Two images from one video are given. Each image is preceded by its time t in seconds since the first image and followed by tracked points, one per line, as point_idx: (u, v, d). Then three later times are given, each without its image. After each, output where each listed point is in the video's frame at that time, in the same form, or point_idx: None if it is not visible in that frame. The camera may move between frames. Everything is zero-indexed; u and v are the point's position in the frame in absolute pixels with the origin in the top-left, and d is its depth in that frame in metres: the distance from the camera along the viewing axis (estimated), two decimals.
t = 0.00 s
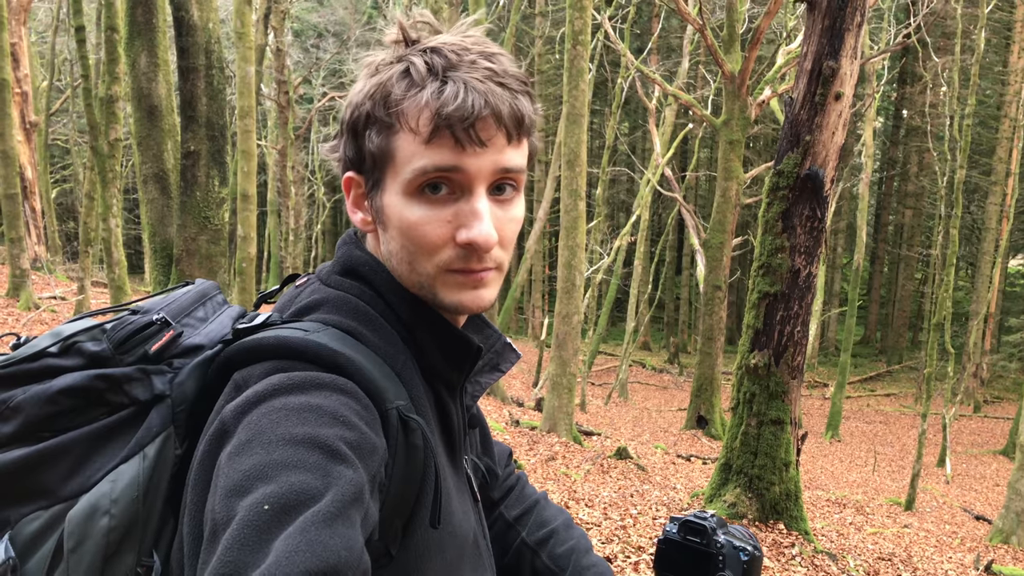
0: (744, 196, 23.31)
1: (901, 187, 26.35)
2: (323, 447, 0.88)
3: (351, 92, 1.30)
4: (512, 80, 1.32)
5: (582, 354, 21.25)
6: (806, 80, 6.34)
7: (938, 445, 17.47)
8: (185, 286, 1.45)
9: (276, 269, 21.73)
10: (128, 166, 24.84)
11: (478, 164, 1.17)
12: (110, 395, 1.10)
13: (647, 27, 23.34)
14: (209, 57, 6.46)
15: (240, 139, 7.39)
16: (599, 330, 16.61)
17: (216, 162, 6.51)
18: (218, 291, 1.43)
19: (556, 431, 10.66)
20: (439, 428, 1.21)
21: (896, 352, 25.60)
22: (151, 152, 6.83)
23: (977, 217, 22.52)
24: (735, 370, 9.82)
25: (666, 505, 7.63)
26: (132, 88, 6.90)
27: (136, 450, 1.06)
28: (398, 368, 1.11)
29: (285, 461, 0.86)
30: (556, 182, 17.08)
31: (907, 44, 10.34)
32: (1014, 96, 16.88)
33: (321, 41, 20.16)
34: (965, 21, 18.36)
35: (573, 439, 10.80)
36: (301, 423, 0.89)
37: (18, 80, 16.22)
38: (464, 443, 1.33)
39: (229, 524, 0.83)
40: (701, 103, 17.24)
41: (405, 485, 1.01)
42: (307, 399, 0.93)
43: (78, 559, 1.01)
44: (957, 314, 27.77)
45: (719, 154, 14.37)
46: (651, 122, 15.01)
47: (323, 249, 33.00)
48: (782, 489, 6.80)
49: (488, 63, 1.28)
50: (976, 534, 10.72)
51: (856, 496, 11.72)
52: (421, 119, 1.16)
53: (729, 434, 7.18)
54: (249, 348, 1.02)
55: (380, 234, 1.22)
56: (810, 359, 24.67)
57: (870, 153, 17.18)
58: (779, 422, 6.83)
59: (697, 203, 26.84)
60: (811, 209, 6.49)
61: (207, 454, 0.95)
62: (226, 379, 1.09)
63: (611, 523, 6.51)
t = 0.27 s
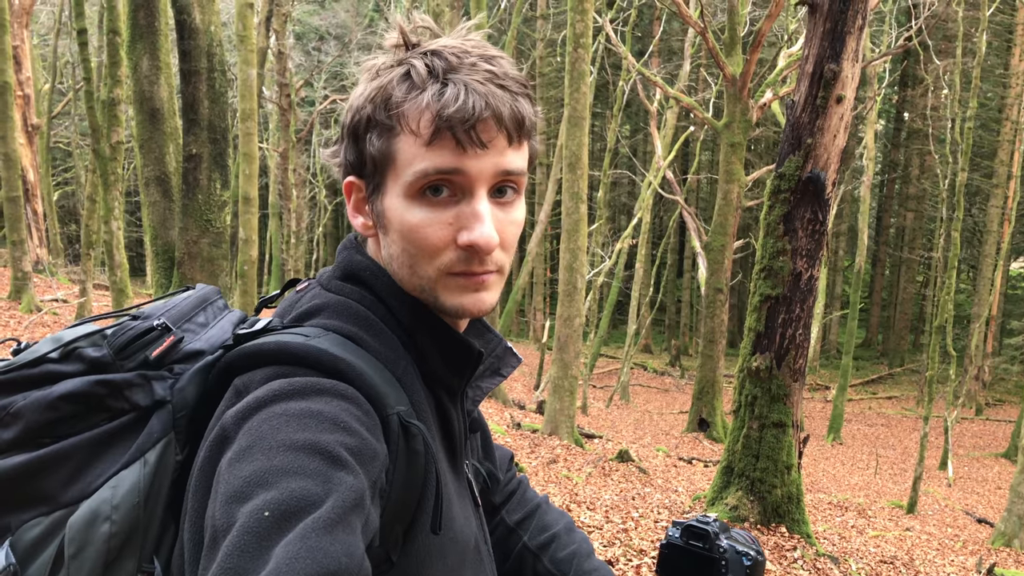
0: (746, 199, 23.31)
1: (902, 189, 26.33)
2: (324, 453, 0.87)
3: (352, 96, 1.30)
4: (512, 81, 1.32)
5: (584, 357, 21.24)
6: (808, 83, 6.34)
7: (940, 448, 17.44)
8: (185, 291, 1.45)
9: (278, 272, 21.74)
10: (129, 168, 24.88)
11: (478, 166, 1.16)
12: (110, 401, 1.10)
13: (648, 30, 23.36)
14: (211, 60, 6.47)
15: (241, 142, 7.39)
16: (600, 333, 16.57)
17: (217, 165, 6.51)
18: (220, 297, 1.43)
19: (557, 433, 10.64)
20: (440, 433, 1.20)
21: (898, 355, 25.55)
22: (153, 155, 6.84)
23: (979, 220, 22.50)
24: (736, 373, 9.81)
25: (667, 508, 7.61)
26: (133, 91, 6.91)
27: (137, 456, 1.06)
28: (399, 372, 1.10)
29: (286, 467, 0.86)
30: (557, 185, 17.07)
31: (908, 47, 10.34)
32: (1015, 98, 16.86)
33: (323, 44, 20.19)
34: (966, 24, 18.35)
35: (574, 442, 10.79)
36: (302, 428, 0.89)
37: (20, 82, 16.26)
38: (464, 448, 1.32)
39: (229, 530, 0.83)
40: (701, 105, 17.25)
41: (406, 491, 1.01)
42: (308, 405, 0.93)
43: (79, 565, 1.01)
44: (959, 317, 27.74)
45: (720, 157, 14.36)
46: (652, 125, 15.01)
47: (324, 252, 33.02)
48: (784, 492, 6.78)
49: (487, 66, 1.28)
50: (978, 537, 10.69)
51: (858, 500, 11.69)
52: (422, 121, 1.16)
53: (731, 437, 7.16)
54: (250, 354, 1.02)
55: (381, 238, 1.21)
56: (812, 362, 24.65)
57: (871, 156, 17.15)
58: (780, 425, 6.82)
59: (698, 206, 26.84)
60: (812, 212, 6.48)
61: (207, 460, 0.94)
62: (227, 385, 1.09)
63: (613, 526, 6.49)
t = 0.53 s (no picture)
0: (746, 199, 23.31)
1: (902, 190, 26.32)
2: (329, 456, 0.87)
3: (354, 97, 1.29)
4: (515, 83, 1.32)
5: (584, 357, 21.25)
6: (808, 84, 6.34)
7: (940, 449, 17.44)
8: (188, 293, 1.45)
9: (278, 272, 21.73)
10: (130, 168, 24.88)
11: (482, 167, 1.16)
12: (115, 405, 1.10)
13: (648, 31, 23.36)
14: (212, 60, 6.47)
15: (242, 142, 7.39)
16: (600, 333, 16.55)
17: (219, 165, 6.52)
18: (222, 299, 1.42)
19: (557, 434, 10.65)
20: (444, 436, 1.20)
21: (898, 355, 25.56)
22: (154, 155, 6.84)
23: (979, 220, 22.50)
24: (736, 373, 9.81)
25: (668, 509, 7.61)
26: (134, 91, 6.90)
27: (141, 459, 1.06)
28: (403, 376, 1.10)
29: (290, 471, 0.86)
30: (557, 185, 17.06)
31: (909, 47, 10.34)
32: (1016, 99, 16.86)
33: (323, 44, 20.19)
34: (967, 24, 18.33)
35: (574, 442, 10.79)
36: (306, 432, 0.89)
37: (21, 82, 16.27)
38: (468, 451, 1.32)
39: (234, 534, 0.83)
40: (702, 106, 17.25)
41: (411, 493, 1.01)
42: (311, 409, 0.92)
43: (83, 569, 1.01)
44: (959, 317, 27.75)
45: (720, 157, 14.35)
46: (652, 125, 15.00)
47: (325, 253, 32.96)
48: (785, 493, 6.78)
49: (490, 67, 1.28)
50: (978, 538, 10.69)
51: (858, 500, 11.69)
52: (426, 123, 1.16)
53: (731, 437, 7.17)
54: (255, 356, 1.02)
55: (384, 241, 1.21)
56: (812, 362, 24.66)
57: (871, 156, 17.14)
58: (781, 426, 6.82)
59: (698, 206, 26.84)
60: (813, 213, 6.48)
61: (211, 464, 0.94)
62: (231, 388, 1.08)
63: (613, 527, 6.49)
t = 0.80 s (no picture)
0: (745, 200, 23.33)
1: (901, 190, 26.33)
2: (332, 455, 0.88)
3: (360, 96, 1.29)
4: (523, 83, 1.32)
5: (583, 357, 21.26)
6: (808, 85, 6.35)
7: (938, 449, 17.46)
8: (191, 292, 1.45)
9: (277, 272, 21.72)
10: (129, 168, 24.87)
11: (492, 168, 1.17)
12: (118, 404, 1.11)
13: (648, 31, 23.36)
14: (212, 60, 6.47)
15: (242, 142, 7.39)
16: (599, 333, 16.52)
17: (218, 165, 6.51)
18: (225, 299, 1.43)
19: (556, 434, 10.65)
20: (446, 435, 1.20)
21: (896, 356, 25.60)
22: (154, 155, 6.83)
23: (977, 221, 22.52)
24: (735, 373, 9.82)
25: (666, 509, 7.62)
26: (134, 90, 6.90)
27: (145, 458, 1.06)
28: (406, 375, 1.11)
29: (294, 469, 0.86)
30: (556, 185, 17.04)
31: (908, 48, 10.34)
32: (1015, 100, 16.88)
33: (323, 44, 20.18)
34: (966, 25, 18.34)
35: (573, 442, 10.79)
36: (310, 430, 0.90)
37: (20, 81, 16.26)
38: (470, 450, 1.32)
39: (238, 532, 0.83)
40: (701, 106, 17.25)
41: (413, 493, 1.01)
42: (315, 408, 0.93)
43: (87, 566, 1.01)
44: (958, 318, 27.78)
45: (720, 157, 14.35)
46: (651, 125, 15.00)
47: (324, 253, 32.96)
48: (783, 493, 6.79)
49: (499, 68, 1.29)
50: (976, 538, 10.70)
51: (856, 500, 11.71)
52: (436, 123, 1.16)
53: (730, 438, 7.17)
54: (260, 355, 1.02)
55: (390, 241, 1.22)
56: (810, 362, 24.69)
57: (870, 157, 17.14)
58: (780, 426, 6.83)
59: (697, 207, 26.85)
60: (812, 213, 6.49)
61: (215, 463, 0.94)
62: (234, 388, 1.09)
63: (613, 527, 6.50)
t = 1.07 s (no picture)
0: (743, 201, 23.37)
1: (899, 192, 26.39)
2: (335, 453, 0.89)
3: (361, 99, 1.30)
4: (524, 84, 1.33)
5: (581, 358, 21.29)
6: (806, 85, 6.36)
7: (936, 450, 17.50)
8: (194, 291, 1.45)
9: (275, 272, 21.71)
10: (127, 167, 24.87)
11: (494, 168, 1.18)
12: (121, 402, 1.11)
13: (647, 32, 23.39)
14: (211, 59, 6.47)
15: (240, 142, 7.38)
16: (597, 334, 16.52)
17: (217, 165, 6.51)
18: (227, 298, 1.43)
19: (554, 434, 10.67)
20: (448, 434, 1.21)
21: (894, 356, 25.66)
22: (153, 154, 6.83)
23: (975, 222, 22.56)
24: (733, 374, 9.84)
25: (664, 509, 7.64)
26: (133, 90, 6.89)
27: (148, 456, 1.07)
28: (408, 374, 1.12)
29: (297, 467, 0.87)
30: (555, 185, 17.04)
31: (906, 49, 10.34)
32: (1012, 101, 16.91)
33: (321, 44, 20.16)
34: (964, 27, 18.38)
35: (572, 443, 10.80)
36: (313, 429, 0.90)
37: (18, 81, 16.23)
38: (471, 448, 1.33)
39: (242, 530, 0.84)
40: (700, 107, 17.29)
41: (416, 492, 1.02)
42: (318, 406, 0.93)
43: (90, 564, 1.01)
44: (955, 319, 27.83)
45: (718, 158, 14.37)
46: (650, 126, 15.00)
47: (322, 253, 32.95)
48: (781, 494, 6.80)
49: (500, 70, 1.29)
50: (973, 539, 10.72)
51: (854, 501, 11.74)
52: (438, 126, 1.16)
53: (728, 438, 7.19)
54: (263, 353, 1.02)
55: (391, 241, 1.23)
56: (808, 363, 24.73)
57: (869, 158, 17.16)
58: (777, 426, 6.84)
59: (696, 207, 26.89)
60: (810, 214, 6.50)
61: (219, 461, 0.95)
62: (237, 385, 1.09)
63: (611, 527, 6.52)
